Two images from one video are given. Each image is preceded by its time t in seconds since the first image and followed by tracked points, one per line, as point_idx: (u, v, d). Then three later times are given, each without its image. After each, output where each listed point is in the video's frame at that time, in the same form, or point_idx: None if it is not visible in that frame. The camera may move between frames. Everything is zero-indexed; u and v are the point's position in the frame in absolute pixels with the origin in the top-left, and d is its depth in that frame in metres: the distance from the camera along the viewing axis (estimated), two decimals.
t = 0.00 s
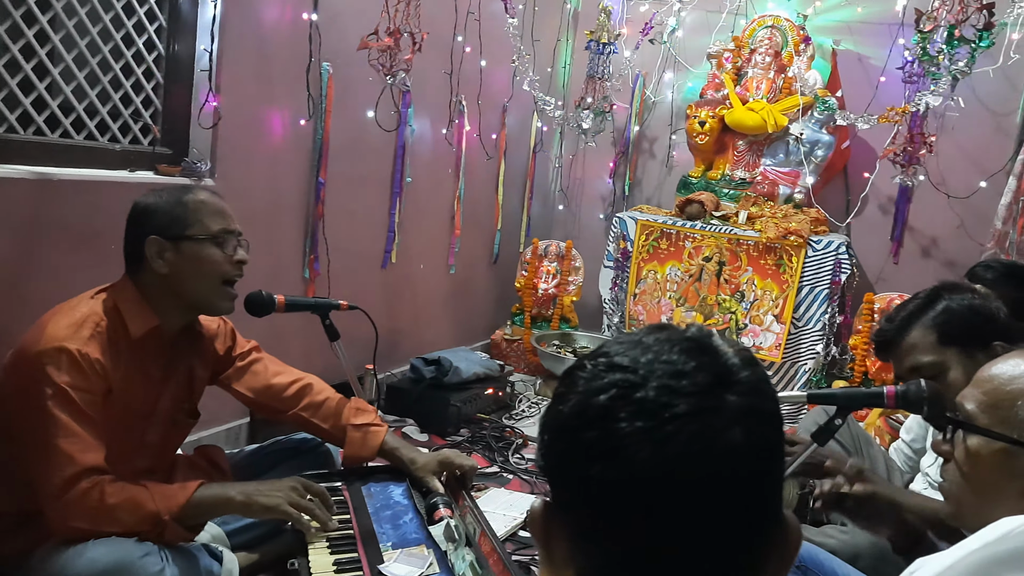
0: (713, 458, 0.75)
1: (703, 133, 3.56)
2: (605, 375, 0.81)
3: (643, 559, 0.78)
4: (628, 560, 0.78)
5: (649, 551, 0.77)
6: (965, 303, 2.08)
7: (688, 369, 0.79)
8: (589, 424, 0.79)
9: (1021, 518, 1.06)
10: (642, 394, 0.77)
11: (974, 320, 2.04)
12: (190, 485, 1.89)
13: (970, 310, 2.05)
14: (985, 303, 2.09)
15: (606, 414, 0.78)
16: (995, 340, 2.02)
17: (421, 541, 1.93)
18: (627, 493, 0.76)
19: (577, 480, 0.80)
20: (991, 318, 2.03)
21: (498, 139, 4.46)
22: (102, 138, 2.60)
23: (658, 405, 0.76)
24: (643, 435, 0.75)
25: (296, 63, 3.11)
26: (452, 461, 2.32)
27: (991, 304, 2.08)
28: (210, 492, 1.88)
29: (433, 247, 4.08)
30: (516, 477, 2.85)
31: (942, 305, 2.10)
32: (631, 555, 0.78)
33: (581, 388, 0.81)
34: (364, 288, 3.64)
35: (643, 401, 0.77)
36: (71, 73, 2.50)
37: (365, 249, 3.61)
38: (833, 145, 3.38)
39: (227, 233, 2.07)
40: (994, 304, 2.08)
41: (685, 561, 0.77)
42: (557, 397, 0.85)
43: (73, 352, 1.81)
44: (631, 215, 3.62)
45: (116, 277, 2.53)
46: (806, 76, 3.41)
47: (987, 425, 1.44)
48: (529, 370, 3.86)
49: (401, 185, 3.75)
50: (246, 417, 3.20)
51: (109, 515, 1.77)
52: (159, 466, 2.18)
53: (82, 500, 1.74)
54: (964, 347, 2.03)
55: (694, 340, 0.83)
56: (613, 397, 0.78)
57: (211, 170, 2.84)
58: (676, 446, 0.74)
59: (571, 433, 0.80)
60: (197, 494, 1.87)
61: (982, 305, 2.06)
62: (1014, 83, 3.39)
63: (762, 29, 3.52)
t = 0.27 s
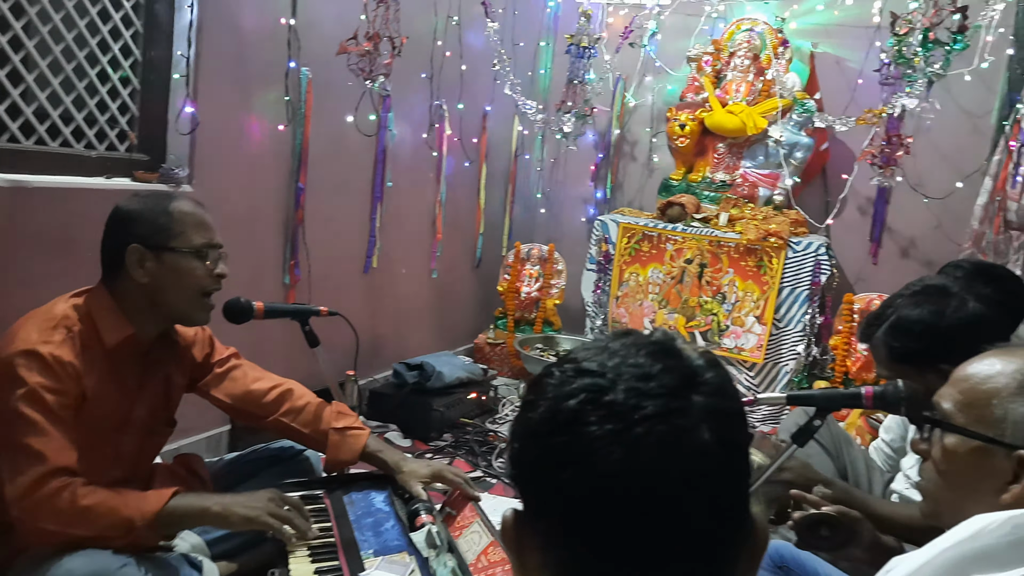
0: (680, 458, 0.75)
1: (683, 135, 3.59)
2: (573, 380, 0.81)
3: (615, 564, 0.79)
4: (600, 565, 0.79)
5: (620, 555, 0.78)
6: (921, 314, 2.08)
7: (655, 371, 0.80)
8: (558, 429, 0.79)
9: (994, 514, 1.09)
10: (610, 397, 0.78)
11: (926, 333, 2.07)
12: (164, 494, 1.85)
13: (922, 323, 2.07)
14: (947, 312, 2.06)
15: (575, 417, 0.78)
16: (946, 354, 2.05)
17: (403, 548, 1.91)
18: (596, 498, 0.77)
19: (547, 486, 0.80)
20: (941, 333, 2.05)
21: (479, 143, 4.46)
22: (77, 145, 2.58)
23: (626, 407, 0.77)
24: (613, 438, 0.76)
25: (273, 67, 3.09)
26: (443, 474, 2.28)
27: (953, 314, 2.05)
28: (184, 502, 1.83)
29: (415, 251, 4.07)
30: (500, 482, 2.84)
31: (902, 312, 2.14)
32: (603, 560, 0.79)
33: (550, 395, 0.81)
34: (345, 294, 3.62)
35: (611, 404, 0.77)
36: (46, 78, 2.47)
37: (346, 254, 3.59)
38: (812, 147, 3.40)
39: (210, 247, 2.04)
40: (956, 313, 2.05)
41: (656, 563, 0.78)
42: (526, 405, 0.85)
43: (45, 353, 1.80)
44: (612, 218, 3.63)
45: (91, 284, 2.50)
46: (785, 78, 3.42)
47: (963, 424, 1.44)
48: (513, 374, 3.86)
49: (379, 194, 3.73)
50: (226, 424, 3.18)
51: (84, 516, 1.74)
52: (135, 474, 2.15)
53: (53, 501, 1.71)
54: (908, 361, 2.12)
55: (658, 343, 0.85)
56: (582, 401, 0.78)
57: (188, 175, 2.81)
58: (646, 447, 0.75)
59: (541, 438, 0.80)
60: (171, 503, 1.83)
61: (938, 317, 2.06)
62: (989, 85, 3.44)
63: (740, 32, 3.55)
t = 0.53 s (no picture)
0: (645, 466, 0.75)
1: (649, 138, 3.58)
2: (539, 390, 0.81)
3: None
4: None
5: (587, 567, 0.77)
6: (884, 309, 2.12)
7: (620, 380, 0.80)
8: (522, 439, 0.79)
9: (953, 510, 1.09)
10: (574, 405, 0.78)
11: (886, 329, 2.10)
12: (127, 519, 1.80)
13: (883, 319, 2.11)
14: (908, 309, 2.10)
15: (540, 427, 0.78)
16: (904, 350, 2.09)
17: (371, 558, 1.87)
18: (561, 508, 0.76)
19: (512, 495, 0.80)
20: (901, 329, 2.08)
21: (446, 148, 4.45)
22: (32, 156, 2.52)
23: (590, 416, 0.77)
24: (577, 447, 0.75)
25: (234, 75, 3.06)
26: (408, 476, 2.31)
27: (914, 311, 2.09)
28: (147, 528, 1.79)
29: (383, 257, 4.05)
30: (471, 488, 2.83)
31: (866, 307, 2.18)
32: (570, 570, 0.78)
33: (516, 403, 0.81)
34: (312, 302, 3.58)
35: (576, 413, 0.77)
36: None
37: (312, 261, 3.56)
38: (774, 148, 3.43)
39: (172, 261, 2.00)
40: (918, 310, 2.08)
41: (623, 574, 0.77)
42: (492, 414, 0.85)
43: None
44: (579, 221, 3.62)
45: (48, 298, 2.45)
46: (746, 81, 3.46)
47: (917, 423, 1.37)
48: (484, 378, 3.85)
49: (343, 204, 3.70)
50: (192, 436, 3.13)
51: (41, 542, 1.69)
52: (98, 491, 2.11)
53: (11, 527, 1.67)
54: (868, 355, 2.15)
55: (624, 351, 0.85)
56: (547, 411, 0.78)
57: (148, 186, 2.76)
58: (610, 456, 0.75)
59: (507, 447, 0.80)
60: (133, 528, 1.79)
61: (900, 313, 2.10)
62: (945, 84, 3.54)
63: (702, 36, 3.58)
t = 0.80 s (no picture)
0: (601, 473, 0.76)
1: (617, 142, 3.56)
2: (493, 401, 0.82)
3: None
4: None
5: None
6: (840, 306, 2.29)
7: (573, 389, 0.81)
8: (476, 452, 0.79)
9: (915, 509, 1.11)
10: (529, 416, 0.79)
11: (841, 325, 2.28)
12: (92, 539, 1.77)
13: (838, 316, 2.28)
14: (862, 306, 2.26)
15: (494, 439, 0.79)
16: (857, 344, 2.24)
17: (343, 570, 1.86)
18: (517, 519, 0.77)
19: (467, 508, 0.80)
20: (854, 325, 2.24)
21: (415, 155, 4.44)
22: None
23: (544, 426, 0.78)
24: (531, 458, 0.76)
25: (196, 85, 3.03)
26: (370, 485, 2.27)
27: (869, 308, 2.25)
28: (113, 546, 1.76)
29: (354, 266, 4.02)
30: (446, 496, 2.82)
31: (827, 306, 2.35)
32: None
33: (470, 416, 0.82)
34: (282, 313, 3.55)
35: (530, 423, 0.78)
36: None
37: (282, 271, 3.53)
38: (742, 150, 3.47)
39: (133, 276, 1.97)
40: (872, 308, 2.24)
41: None
42: (446, 427, 0.85)
43: None
44: (550, 225, 3.57)
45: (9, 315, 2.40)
46: (712, 84, 3.50)
47: (881, 422, 1.37)
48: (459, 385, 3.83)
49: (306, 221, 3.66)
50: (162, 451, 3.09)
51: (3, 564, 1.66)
52: (62, 512, 2.06)
53: None
54: (828, 350, 2.31)
55: (578, 362, 0.85)
56: (501, 422, 0.79)
57: (112, 198, 2.72)
58: (565, 464, 0.76)
59: (461, 461, 0.81)
60: (100, 547, 1.76)
61: (854, 310, 2.26)
62: (907, 84, 3.60)
63: (669, 39, 3.59)
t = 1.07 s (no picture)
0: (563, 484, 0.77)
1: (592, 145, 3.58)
2: (458, 411, 0.81)
3: None
4: None
5: None
6: (807, 308, 2.42)
7: (538, 399, 0.81)
8: (438, 464, 0.79)
9: (881, 510, 1.12)
10: (492, 427, 0.78)
11: (807, 326, 2.40)
12: (56, 554, 1.74)
13: (804, 317, 2.41)
14: (826, 307, 2.39)
15: (457, 450, 0.78)
16: (823, 344, 2.36)
17: None
18: (478, 531, 0.76)
19: (431, 521, 0.80)
20: (819, 325, 2.37)
21: (388, 159, 4.42)
22: None
23: (507, 437, 0.78)
24: (494, 469, 0.76)
25: (162, 90, 2.99)
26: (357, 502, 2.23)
27: (833, 308, 2.37)
28: (78, 560, 1.73)
29: (327, 271, 3.99)
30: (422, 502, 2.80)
31: (795, 309, 2.47)
32: None
33: (434, 428, 0.81)
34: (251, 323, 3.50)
35: (493, 434, 0.78)
36: None
37: (253, 278, 3.49)
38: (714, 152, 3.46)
39: (94, 295, 1.89)
40: (835, 308, 2.37)
41: None
42: (410, 439, 0.84)
43: None
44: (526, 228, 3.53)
45: None
46: (685, 87, 3.49)
47: (845, 425, 1.27)
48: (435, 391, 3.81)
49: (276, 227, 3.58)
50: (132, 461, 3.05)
51: None
52: (27, 526, 2.02)
53: None
54: (796, 351, 2.44)
55: (546, 370, 0.85)
56: (464, 433, 0.79)
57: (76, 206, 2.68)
58: (529, 475, 0.76)
59: (425, 472, 0.80)
60: (64, 562, 1.73)
61: (819, 311, 2.39)
62: (876, 86, 3.65)
63: (641, 43, 3.61)
